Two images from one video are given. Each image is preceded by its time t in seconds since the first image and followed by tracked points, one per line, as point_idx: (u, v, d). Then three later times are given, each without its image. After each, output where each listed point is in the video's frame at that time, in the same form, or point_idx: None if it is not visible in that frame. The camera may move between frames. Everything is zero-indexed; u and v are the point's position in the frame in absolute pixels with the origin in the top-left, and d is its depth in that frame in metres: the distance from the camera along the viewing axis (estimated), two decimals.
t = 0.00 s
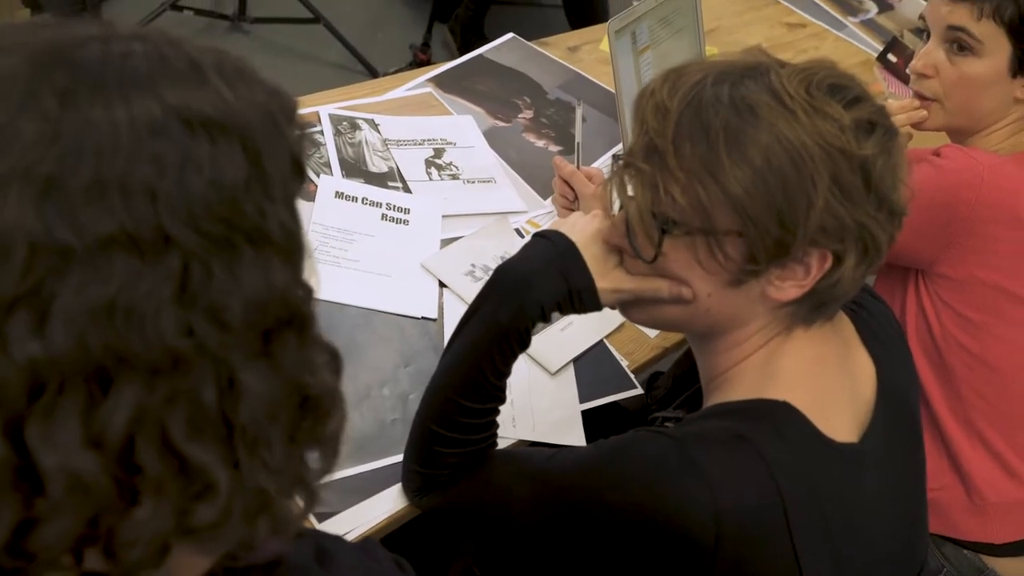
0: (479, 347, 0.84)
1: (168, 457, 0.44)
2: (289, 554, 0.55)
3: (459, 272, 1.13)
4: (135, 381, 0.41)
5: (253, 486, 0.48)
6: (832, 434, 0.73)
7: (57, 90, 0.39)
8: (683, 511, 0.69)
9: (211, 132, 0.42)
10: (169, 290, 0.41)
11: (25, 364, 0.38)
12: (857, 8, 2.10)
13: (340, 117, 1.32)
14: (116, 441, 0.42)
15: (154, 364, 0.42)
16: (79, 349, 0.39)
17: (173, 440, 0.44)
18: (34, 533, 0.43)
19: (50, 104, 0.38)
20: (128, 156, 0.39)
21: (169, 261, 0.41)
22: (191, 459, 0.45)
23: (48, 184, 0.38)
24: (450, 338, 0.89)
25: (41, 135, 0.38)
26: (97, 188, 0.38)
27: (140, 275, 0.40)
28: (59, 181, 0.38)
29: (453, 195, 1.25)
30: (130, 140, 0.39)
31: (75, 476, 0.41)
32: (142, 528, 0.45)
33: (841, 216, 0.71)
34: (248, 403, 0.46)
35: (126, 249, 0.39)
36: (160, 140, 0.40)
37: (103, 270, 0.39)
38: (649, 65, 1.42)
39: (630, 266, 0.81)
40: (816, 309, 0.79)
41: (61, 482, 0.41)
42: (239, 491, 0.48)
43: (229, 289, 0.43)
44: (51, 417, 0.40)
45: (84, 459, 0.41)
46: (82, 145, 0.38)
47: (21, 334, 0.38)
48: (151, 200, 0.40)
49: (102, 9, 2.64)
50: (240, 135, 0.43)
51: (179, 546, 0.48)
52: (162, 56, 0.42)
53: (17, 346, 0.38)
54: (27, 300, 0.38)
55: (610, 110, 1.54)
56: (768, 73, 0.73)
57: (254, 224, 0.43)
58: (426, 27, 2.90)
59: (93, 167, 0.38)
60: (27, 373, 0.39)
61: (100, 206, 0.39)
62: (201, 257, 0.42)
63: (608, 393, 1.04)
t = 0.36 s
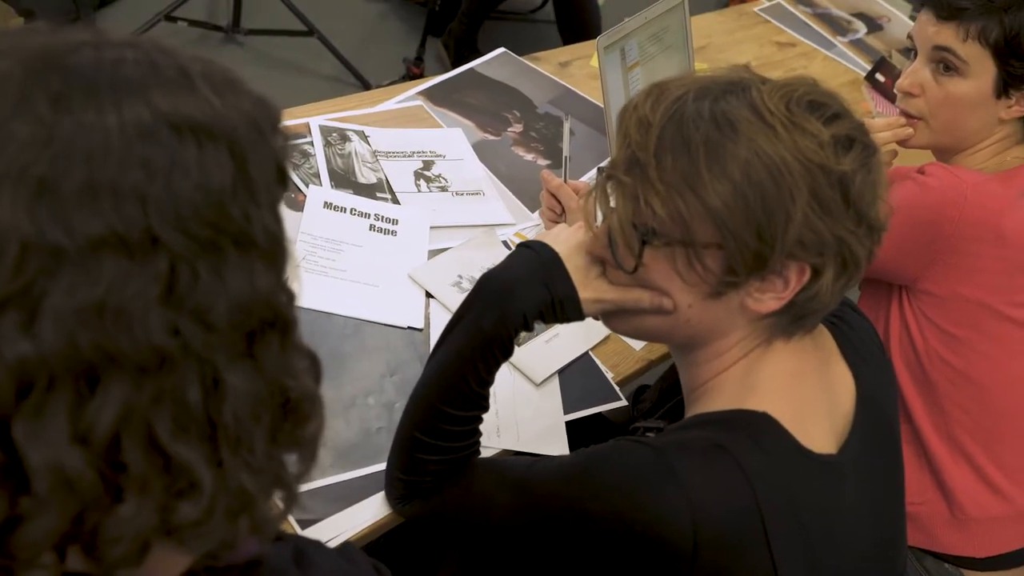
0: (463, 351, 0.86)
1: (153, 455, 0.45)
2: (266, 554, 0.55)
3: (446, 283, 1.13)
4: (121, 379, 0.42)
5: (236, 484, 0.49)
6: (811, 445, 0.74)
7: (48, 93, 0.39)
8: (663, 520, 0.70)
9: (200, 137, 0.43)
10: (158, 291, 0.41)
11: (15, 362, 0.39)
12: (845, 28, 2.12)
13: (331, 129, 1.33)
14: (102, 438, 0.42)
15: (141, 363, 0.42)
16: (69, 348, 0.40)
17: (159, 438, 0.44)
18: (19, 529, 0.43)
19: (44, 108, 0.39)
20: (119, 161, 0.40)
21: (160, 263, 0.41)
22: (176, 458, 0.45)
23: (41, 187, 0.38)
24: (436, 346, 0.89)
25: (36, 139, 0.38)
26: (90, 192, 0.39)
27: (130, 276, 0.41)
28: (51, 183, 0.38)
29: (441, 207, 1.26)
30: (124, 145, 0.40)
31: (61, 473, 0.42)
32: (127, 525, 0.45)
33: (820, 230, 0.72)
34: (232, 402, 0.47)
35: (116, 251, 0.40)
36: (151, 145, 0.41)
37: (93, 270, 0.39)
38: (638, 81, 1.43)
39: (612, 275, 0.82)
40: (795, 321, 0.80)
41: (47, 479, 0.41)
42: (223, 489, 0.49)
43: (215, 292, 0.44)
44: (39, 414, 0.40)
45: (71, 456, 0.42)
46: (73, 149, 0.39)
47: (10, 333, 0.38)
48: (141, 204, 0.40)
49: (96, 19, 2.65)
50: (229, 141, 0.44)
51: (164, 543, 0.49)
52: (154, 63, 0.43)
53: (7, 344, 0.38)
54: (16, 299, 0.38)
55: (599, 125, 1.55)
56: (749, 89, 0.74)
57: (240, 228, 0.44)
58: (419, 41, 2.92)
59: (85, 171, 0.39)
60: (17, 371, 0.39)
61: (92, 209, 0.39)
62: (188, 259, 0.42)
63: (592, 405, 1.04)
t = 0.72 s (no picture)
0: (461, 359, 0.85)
1: (145, 457, 0.45)
2: (254, 558, 0.56)
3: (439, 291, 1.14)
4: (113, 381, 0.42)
5: (226, 488, 0.50)
6: (799, 455, 0.74)
7: (45, 97, 0.40)
8: (651, 529, 0.70)
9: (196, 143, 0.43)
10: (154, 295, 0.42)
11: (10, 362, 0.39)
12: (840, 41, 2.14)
13: (326, 135, 1.34)
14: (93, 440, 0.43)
15: (135, 365, 0.42)
16: (64, 348, 0.40)
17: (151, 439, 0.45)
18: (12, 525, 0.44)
19: (44, 111, 0.39)
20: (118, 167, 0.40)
21: (157, 267, 0.42)
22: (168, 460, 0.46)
23: (40, 189, 0.39)
24: (429, 353, 0.89)
25: (36, 142, 0.39)
26: (88, 195, 0.39)
27: (125, 278, 0.41)
28: (50, 185, 0.39)
29: (435, 215, 1.26)
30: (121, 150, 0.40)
31: (53, 472, 0.42)
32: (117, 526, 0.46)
33: (808, 245, 0.72)
34: (224, 405, 0.47)
35: (112, 253, 0.40)
36: (150, 151, 0.41)
37: (89, 272, 0.40)
38: (633, 92, 1.44)
39: (606, 286, 0.83)
40: (787, 335, 0.80)
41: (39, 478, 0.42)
42: (213, 493, 0.49)
43: (209, 297, 0.44)
44: (33, 415, 0.41)
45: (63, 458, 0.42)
46: (72, 153, 0.39)
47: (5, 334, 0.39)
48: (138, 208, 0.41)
49: (93, 24, 2.65)
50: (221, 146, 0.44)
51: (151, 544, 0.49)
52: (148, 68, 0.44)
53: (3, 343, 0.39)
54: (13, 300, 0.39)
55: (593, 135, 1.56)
56: (739, 103, 0.74)
57: (236, 233, 0.45)
58: (416, 50, 2.92)
59: (82, 174, 0.39)
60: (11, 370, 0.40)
61: (90, 212, 0.39)
62: (184, 264, 0.43)
63: (583, 414, 1.05)
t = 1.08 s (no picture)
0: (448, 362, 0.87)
1: (192, 482, 0.49)
2: (251, 556, 0.56)
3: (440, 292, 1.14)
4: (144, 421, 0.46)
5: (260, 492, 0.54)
6: (807, 462, 0.74)
7: (41, 106, 0.40)
8: (650, 538, 0.70)
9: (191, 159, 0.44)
10: (175, 330, 0.45)
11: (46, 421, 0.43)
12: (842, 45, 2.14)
13: (327, 136, 1.34)
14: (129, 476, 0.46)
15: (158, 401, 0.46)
16: (95, 401, 0.44)
17: (179, 471, 0.48)
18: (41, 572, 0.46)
19: (32, 156, 0.39)
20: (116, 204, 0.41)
21: (171, 309, 0.45)
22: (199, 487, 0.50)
23: (52, 253, 0.40)
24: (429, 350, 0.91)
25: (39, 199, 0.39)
26: (99, 249, 0.41)
27: (155, 327, 0.44)
28: (65, 251, 0.40)
29: (436, 216, 1.27)
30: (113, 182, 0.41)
31: (96, 516, 0.46)
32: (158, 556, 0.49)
33: (833, 249, 0.73)
34: (257, 416, 0.51)
35: (136, 309, 0.43)
36: (142, 183, 0.42)
37: (115, 331, 0.43)
38: (634, 95, 1.44)
39: (618, 289, 0.83)
40: (807, 339, 0.80)
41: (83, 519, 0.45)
42: (251, 503, 0.53)
43: (227, 319, 0.47)
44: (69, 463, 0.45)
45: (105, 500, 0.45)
46: (75, 205, 0.40)
47: (44, 393, 0.42)
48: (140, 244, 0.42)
49: (98, 24, 2.66)
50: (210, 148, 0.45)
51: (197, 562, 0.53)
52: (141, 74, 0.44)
53: (41, 407, 0.42)
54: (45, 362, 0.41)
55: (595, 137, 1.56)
56: (760, 107, 0.75)
57: (236, 241, 0.47)
58: (420, 52, 2.93)
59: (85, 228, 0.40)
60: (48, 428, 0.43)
61: (108, 269, 0.41)
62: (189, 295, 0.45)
63: (582, 415, 1.05)
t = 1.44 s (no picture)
0: (474, 373, 0.87)
1: (206, 473, 0.50)
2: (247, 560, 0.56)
3: (440, 292, 1.14)
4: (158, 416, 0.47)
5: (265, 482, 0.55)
6: (807, 466, 0.74)
7: (30, 109, 0.40)
8: (648, 539, 0.70)
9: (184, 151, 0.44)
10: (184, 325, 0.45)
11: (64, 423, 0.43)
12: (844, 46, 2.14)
13: (328, 136, 1.34)
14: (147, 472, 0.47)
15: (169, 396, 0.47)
16: (112, 402, 0.44)
17: (195, 464, 0.49)
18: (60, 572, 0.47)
19: (29, 161, 0.39)
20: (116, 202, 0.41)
21: (178, 303, 0.45)
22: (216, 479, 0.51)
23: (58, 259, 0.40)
24: (449, 357, 0.92)
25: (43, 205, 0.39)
26: (110, 246, 0.41)
27: (164, 323, 0.45)
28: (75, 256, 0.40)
29: (437, 216, 1.26)
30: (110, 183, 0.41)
31: (117, 514, 0.46)
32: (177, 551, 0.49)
33: (834, 246, 0.73)
34: (262, 407, 0.52)
35: (147, 306, 0.44)
36: (147, 180, 0.42)
37: (128, 330, 0.43)
38: (635, 96, 1.44)
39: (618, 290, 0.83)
40: (806, 339, 0.80)
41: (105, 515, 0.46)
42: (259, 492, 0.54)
43: (231, 309, 0.48)
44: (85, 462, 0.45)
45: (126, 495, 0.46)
46: (89, 207, 0.40)
47: (63, 395, 0.43)
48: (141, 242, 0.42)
49: (100, 23, 2.66)
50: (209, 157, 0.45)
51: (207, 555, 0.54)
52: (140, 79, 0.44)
53: (60, 408, 0.43)
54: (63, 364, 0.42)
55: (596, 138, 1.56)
56: (758, 107, 0.76)
57: (233, 231, 0.47)
58: (421, 51, 2.93)
59: (104, 226, 0.41)
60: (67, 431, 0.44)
61: (117, 269, 0.42)
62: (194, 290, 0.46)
63: (582, 416, 1.05)
